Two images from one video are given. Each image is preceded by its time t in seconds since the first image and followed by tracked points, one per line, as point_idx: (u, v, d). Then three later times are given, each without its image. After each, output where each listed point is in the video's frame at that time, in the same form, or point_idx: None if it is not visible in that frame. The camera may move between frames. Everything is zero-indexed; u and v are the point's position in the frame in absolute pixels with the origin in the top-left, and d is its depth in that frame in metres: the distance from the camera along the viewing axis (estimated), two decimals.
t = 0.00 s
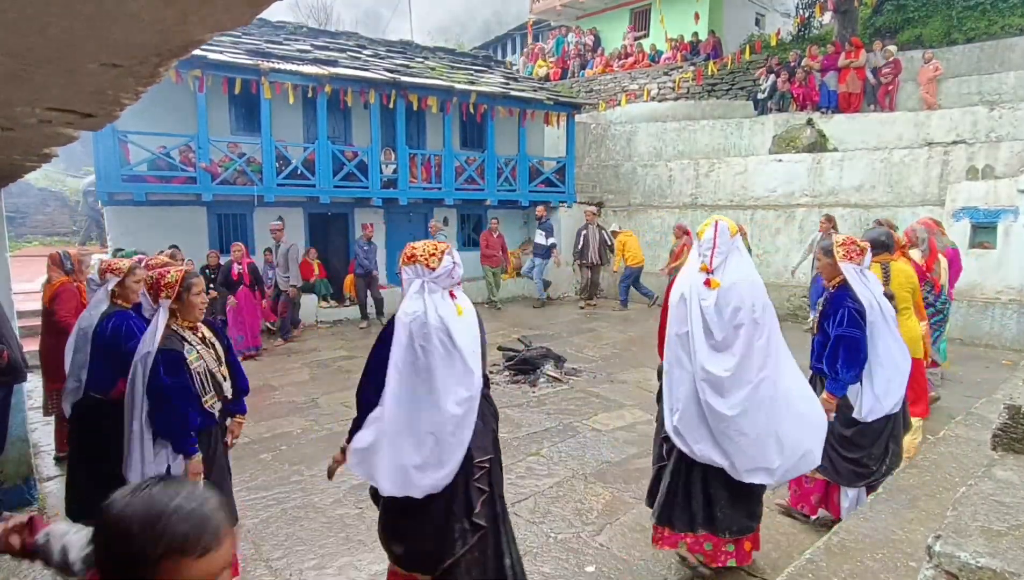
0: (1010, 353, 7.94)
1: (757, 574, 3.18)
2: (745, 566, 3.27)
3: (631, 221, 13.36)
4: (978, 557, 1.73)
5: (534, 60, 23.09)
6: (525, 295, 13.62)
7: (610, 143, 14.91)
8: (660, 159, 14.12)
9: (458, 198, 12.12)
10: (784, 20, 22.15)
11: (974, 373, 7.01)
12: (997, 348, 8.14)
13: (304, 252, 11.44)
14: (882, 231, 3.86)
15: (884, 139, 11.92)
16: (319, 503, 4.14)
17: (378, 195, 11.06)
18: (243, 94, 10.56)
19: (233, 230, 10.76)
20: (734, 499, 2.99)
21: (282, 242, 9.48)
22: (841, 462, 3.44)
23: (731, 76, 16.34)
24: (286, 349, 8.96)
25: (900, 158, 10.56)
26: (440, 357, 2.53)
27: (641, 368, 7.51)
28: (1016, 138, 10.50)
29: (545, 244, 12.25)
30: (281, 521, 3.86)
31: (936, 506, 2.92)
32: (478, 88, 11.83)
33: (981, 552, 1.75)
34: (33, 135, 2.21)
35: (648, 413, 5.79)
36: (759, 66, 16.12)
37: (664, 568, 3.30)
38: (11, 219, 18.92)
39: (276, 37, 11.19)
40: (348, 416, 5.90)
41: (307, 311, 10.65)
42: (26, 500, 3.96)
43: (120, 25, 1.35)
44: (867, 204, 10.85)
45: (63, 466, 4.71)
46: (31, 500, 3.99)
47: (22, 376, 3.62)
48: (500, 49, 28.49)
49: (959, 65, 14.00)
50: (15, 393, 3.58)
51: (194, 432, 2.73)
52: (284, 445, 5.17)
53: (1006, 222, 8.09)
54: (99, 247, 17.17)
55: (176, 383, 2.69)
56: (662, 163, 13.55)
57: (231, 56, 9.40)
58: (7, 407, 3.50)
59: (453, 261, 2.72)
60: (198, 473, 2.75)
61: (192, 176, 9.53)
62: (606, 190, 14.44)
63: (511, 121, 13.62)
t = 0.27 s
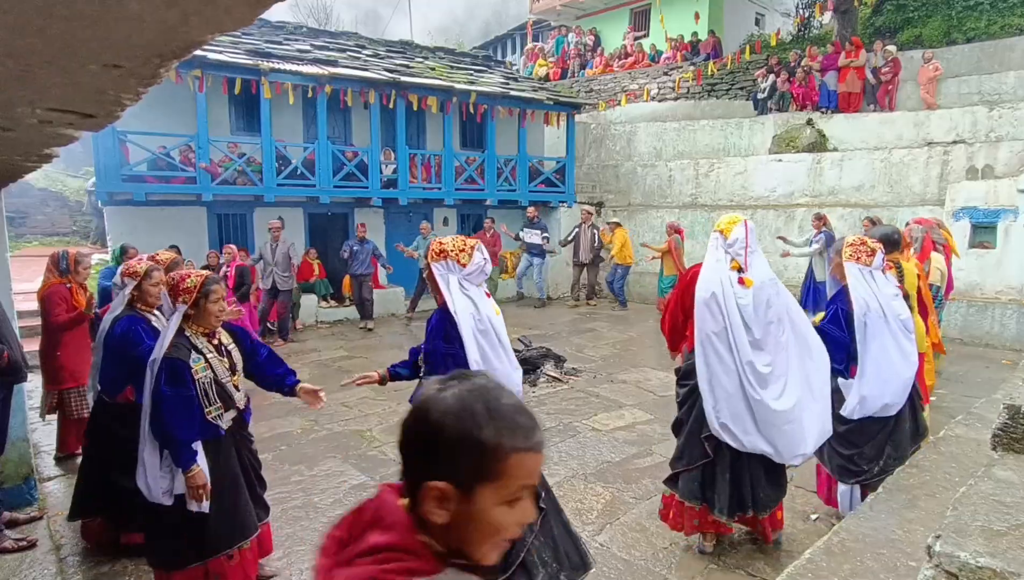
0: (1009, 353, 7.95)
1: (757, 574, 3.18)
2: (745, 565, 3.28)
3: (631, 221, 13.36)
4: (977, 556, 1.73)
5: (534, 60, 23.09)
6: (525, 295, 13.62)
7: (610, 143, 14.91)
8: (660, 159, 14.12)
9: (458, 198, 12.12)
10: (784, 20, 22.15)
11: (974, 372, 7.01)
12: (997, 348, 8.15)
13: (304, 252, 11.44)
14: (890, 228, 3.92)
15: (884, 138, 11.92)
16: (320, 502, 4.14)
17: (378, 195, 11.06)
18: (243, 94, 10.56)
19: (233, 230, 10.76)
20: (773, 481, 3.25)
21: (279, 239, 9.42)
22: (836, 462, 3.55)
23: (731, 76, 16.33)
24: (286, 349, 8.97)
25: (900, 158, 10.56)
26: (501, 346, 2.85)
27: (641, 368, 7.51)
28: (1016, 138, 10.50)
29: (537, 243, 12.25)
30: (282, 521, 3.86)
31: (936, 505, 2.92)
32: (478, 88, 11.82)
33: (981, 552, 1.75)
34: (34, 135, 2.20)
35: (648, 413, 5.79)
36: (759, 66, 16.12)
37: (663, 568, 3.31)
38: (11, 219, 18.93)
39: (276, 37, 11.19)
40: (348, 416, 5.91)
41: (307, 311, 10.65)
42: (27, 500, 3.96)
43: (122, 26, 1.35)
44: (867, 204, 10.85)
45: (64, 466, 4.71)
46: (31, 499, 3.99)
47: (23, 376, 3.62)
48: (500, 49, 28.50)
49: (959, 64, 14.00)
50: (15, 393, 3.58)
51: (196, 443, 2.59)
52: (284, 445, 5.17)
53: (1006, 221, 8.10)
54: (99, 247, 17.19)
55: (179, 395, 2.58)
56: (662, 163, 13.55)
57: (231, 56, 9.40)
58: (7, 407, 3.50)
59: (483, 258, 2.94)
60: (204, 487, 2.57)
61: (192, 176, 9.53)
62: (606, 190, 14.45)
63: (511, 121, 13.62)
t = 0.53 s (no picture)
0: (1009, 353, 7.96)
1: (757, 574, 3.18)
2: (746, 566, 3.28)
3: (631, 221, 13.35)
4: (977, 556, 1.74)
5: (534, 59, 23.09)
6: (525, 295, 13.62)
7: (610, 143, 14.91)
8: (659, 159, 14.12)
9: (458, 198, 12.12)
10: (784, 20, 22.16)
11: (973, 372, 7.02)
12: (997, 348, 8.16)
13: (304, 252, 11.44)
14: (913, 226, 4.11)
15: (884, 138, 11.91)
16: (320, 502, 4.14)
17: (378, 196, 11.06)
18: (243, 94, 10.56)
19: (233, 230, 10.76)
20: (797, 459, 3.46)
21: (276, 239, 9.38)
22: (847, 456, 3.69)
23: (731, 76, 16.33)
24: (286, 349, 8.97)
25: (900, 158, 10.56)
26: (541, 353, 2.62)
27: (641, 368, 7.51)
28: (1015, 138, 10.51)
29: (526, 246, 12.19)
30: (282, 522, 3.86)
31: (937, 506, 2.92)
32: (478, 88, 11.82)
33: (981, 552, 1.76)
34: (35, 135, 2.20)
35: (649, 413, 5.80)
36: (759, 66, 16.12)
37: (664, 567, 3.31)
38: (11, 219, 18.94)
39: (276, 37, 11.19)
40: (348, 416, 5.91)
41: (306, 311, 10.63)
42: (27, 500, 3.96)
43: (124, 27, 1.35)
44: (866, 204, 10.85)
45: (64, 466, 4.71)
46: (31, 499, 3.99)
47: (23, 376, 3.62)
48: (500, 49, 28.50)
49: (958, 64, 14.00)
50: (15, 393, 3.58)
51: (219, 449, 2.56)
52: (284, 445, 5.17)
53: (1006, 221, 8.10)
54: (99, 247, 17.19)
55: (203, 403, 2.55)
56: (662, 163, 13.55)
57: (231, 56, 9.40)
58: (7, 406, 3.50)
59: (509, 265, 2.72)
60: (228, 491, 2.54)
61: (192, 176, 9.53)
62: (606, 190, 14.45)
63: (511, 121, 13.62)
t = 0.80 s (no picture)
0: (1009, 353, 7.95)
1: (757, 574, 3.18)
2: (746, 566, 3.28)
3: (631, 221, 13.34)
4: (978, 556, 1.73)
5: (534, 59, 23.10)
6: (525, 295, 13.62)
7: (611, 143, 14.92)
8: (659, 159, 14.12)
9: (458, 198, 12.12)
10: (784, 20, 22.16)
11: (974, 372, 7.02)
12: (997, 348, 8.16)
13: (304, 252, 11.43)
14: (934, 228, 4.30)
15: (884, 138, 11.91)
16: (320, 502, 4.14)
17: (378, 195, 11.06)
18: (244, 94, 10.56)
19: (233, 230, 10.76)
20: (824, 461, 3.44)
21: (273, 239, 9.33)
22: (849, 445, 3.91)
23: (731, 76, 16.32)
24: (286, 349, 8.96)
25: (900, 158, 10.56)
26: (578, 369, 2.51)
27: (641, 367, 7.51)
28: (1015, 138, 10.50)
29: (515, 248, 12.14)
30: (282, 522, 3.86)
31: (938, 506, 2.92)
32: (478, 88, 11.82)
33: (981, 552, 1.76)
34: (35, 135, 2.21)
35: (649, 413, 5.79)
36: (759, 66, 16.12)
37: (664, 567, 3.31)
38: (11, 219, 18.96)
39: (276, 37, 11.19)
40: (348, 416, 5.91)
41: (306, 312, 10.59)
42: (27, 500, 3.96)
43: (125, 26, 1.35)
44: (866, 204, 10.85)
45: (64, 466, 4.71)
46: (31, 499, 3.99)
47: (22, 376, 3.62)
48: (500, 49, 28.50)
49: (959, 64, 13.99)
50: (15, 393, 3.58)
51: (258, 453, 2.54)
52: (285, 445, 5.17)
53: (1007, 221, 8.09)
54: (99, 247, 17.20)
55: (255, 400, 2.57)
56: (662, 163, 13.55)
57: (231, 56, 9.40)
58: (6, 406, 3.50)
59: (554, 273, 2.59)
60: (249, 497, 2.50)
61: (192, 176, 9.53)
62: (606, 190, 14.45)
63: (511, 121, 13.62)
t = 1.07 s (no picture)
0: (1010, 353, 7.94)
1: (757, 574, 3.18)
2: (747, 565, 3.27)
3: (631, 221, 13.33)
4: (978, 555, 1.73)
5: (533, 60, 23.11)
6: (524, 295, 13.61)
7: (610, 142, 14.92)
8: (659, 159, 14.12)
9: (458, 197, 12.11)
10: (784, 20, 22.16)
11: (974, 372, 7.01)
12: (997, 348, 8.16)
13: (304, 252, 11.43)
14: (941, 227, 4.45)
15: (884, 138, 11.91)
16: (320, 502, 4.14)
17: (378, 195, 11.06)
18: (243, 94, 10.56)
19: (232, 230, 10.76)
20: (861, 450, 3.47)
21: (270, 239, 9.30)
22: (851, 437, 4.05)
23: (730, 76, 16.32)
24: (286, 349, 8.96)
25: (899, 158, 10.55)
26: (575, 377, 2.40)
27: (641, 367, 7.51)
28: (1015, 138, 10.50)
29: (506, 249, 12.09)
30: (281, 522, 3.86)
31: (938, 505, 2.91)
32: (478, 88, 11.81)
33: (981, 551, 1.75)
34: (35, 134, 2.21)
35: (649, 413, 5.79)
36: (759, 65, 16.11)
37: (663, 567, 3.31)
38: (11, 219, 18.99)
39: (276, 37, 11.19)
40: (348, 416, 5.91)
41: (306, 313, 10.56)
42: (27, 500, 3.96)
43: (125, 25, 1.35)
44: (866, 204, 10.85)
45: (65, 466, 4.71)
46: (31, 499, 3.99)
47: (23, 376, 3.62)
48: (500, 49, 28.52)
49: (959, 64, 13.99)
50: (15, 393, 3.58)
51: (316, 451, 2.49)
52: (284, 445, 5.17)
53: (1006, 221, 8.09)
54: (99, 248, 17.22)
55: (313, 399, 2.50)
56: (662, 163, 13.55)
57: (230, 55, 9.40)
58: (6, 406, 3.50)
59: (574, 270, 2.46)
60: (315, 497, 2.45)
61: (192, 176, 9.53)
62: (606, 190, 14.45)
63: (511, 121, 13.62)
